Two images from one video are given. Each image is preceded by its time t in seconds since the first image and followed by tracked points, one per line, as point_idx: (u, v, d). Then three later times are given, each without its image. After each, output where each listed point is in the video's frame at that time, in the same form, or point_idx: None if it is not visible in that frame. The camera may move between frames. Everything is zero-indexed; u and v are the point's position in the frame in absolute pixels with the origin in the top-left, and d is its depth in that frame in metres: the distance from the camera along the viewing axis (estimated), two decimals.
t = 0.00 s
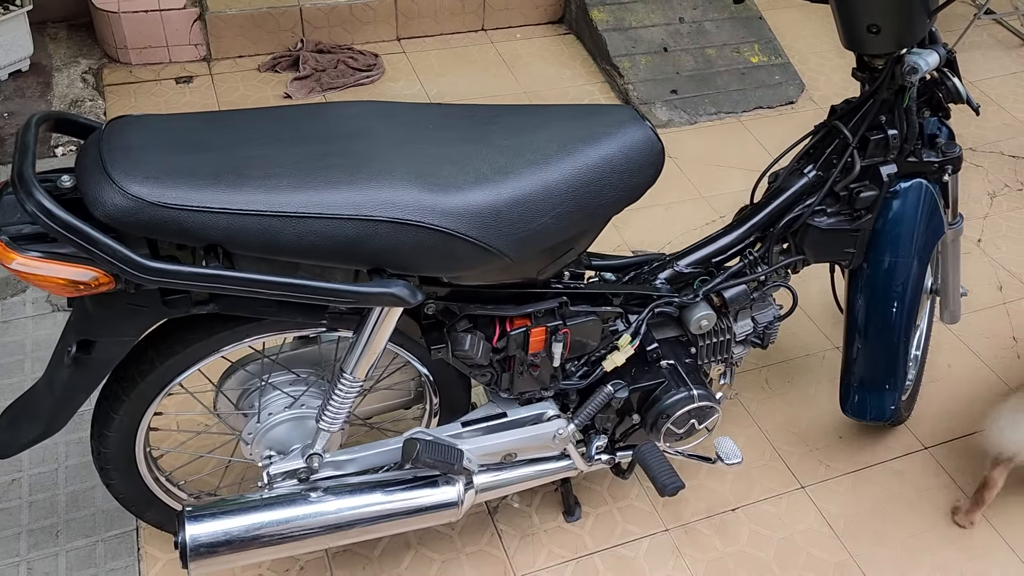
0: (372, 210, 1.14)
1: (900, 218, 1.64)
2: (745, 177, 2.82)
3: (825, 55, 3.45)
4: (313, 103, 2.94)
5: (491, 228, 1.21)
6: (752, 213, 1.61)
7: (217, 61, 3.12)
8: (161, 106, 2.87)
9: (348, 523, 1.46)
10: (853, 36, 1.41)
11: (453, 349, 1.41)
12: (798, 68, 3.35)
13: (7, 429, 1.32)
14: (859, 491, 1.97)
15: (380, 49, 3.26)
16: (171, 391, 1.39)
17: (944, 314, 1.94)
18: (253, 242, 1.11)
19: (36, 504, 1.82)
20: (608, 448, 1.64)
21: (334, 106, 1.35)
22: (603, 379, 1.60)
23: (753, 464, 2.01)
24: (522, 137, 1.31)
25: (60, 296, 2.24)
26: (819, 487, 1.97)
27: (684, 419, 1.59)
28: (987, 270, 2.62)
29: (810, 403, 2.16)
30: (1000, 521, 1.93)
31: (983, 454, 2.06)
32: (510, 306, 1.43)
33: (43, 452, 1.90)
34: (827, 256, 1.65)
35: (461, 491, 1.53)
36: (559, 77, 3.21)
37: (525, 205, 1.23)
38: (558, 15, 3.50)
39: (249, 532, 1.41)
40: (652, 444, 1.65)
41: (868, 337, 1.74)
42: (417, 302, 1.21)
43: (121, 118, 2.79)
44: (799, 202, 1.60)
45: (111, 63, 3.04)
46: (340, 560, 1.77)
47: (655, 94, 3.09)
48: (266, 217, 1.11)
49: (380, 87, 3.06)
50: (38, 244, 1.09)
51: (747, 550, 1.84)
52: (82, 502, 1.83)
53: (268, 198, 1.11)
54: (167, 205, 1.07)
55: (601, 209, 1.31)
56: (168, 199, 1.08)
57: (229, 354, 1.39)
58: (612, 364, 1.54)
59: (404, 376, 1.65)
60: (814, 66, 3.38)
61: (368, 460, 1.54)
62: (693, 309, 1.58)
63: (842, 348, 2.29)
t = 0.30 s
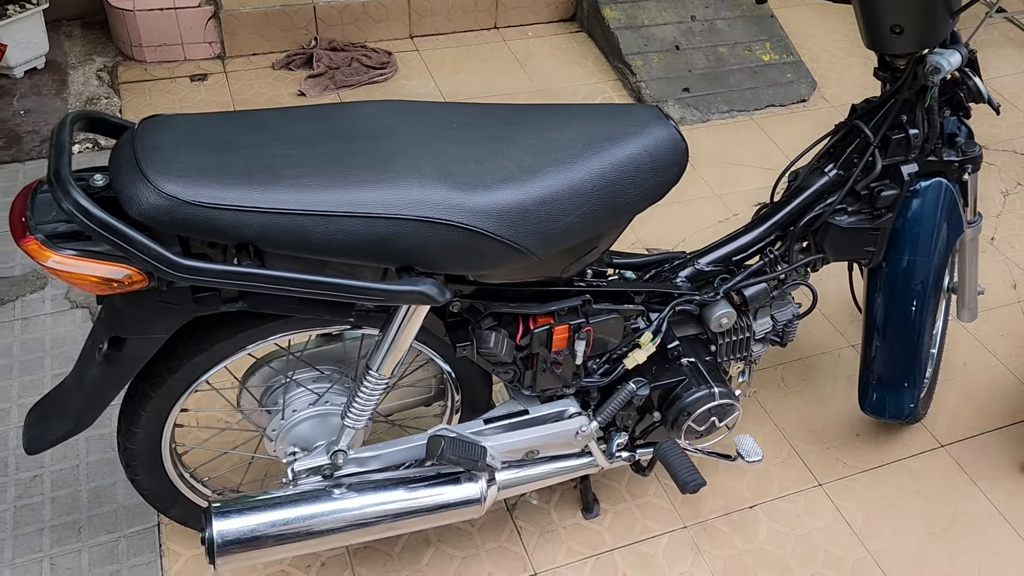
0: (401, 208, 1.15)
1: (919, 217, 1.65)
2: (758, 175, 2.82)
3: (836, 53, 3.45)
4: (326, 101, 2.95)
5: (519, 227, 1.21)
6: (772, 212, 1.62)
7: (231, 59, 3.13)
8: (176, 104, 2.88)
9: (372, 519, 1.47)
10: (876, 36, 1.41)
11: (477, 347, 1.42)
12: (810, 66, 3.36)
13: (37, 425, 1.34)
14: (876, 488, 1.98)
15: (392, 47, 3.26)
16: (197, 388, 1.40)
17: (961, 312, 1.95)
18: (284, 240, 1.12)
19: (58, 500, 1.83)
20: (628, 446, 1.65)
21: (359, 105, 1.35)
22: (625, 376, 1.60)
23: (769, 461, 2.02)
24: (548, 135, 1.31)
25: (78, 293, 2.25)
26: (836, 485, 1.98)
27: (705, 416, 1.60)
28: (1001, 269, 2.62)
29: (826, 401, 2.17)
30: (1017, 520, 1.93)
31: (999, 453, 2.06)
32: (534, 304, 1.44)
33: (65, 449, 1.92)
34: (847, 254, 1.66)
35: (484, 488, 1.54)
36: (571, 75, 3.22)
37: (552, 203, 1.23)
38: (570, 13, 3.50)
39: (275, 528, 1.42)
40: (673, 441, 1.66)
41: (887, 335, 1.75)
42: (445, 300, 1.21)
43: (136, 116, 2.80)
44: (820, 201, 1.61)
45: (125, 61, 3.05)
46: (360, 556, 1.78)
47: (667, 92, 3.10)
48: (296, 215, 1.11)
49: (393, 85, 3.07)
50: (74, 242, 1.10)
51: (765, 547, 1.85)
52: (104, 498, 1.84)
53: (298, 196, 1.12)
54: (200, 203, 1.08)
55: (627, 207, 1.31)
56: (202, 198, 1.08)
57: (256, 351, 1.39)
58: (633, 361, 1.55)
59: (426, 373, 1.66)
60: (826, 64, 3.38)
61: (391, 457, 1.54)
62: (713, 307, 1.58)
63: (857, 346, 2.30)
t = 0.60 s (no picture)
0: (438, 205, 1.15)
1: (944, 213, 1.64)
2: (772, 172, 2.82)
3: (848, 49, 3.45)
4: (340, 98, 2.94)
5: (554, 224, 1.21)
6: (798, 209, 1.62)
7: (243, 56, 3.13)
8: (190, 101, 2.88)
9: (400, 516, 1.48)
10: (905, 32, 1.42)
11: (507, 344, 1.44)
12: (822, 62, 3.35)
13: (68, 423, 1.34)
14: (897, 484, 1.98)
15: (404, 44, 3.26)
16: (227, 386, 1.40)
17: (982, 308, 1.95)
18: (321, 238, 1.12)
19: (82, 498, 1.83)
20: (652, 442, 1.66)
21: (389, 102, 1.35)
22: (650, 373, 1.61)
23: (790, 457, 2.02)
24: (580, 132, 1.31)
25: (96, 291, 2.26)
26: (857, 481, 1.98)
27: (730, 413, 1.60)
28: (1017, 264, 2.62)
29: (845, 396, 2.17)
30: None
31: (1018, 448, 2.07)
32: (563, 302, 1.44)
33: (87, 446, 1.92)
34: (871, 250, 1.66)
35: (511, 484, 1.54)
36: (584, 72, 3.21)
37: (586, 201, 1.23)
38: (581, 10, 3.50)
39: (306, 525, 1.42)
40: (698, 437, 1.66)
41: (910, 331, 1.76)
42: (479, 298, 1.21)
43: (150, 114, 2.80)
44: (846, 197, 1.60)
45: (138, 59, 3.05)
46: (384, 553, 1.79)
47: (680, 89, 3.09)
48: (333, 213, 1.11)
49: (406, 82, 3.07)
50: (112, 240, 1.10)
51: (787, 543, 1.85)
52: (128, 495, 1.84)
53: (335, 194, 1.12)
54: (238, 201, 1.08)
55: (658, 204, 1.31)
56: (240, 196, 1.08)
57: (286, 348, 1.40)
58: (659, 358, 1.55)
59: (451, 370, 1.67)
60: (838, 60, 3.37)
61: (418, 454, 1.54)
62: (738, 304, 1.58)
63: (874, 342, 2.30)
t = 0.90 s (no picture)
0: (464, 201, 1.15)
1: (962, 208, 1.65)
2: (783, 167, 2.82)
3: (856, 44, 3.44)
4: (349, 94, 2.94)
5: (579, 220, 1.21)
6: (817, 204, 1.62)
7: (252, 52, 3.12)
8: (199, 97, 2.88)
9: (421, 511, 1.48)
10: (927, 25, 1.42)
11: (529, 339, 1.44)
12: (831, 57, 3.35)
13: (91, 419, 1.34)
14: (911, 478, 1.98)
15: (413, 40, 3.26)
16: (249, 383, 1.41)
17: (997, 301, 1.95)
18: (347, 233, 1.12)
19: (99, 494, 1.83)
20: (670, 437, 1.65)
21: (411, 97, 1.35)
22: (669, 368, 1.61)
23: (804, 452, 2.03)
24: (603, 127, 1.31)
25: (109, 288, 2.25)
26: (872, 475, 1.98)
27: (749, 408, 1.59)
28: None
29: (859, 391, 2.17)
30: None
31: None
32: (584, 297, 1.44)
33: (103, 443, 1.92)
34: (890, 245, 1.66)
35: (531, 479, 1.54)
36: (592, 67, 3.21)
37: (611, 196, 1.23)
38: (589, 5, 3.50)
39: (328, 520, 1.42)
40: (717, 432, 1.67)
41: (928, 326, 1.78)
42: (504, 293, 1.21)
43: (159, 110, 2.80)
44: (865, 191, 1.60)
45: (147, 55, 3.05)
46: (402, 549, 1.79)
47: (689, 84, 3.09)
48: (360, 208, 1.11)
49: (415, 77, 3.06)
50: (140, 237, 1.11)
51: (803, 537, 1.85)
52: (145, 491, 1.84)
53: (362, 190, 1.12)
54: (266, 197, 1.08)
55: (681, 199, 1.31)
56: (268, 191, 1.09)
57: (308, 345, 1.40)
58: (679, 353, 1.55)
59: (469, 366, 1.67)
60: (846, 55, 3.37)
61: (438, 449, 1.55)
62: (757, 298, 1.59)
63: (887, 336, 2.30)
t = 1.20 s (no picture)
0: (485, 195, 1.15)
1: (973, 202, 1.66)
2: (790, 162, 2.82)
3: (862, 40, 3.45)
4: (356, 91, 2.94)
5: (598, 214, 1.22)
6: (829, 198, 1.63)
7: (259, 49, 3.13)
8: (206, 94, 2.88)
9: (437, 505, 1.48)
10: (941, 20, 1.43)
11: (546, 333, 1.45)
12: (836, 53, 3.35)
13: (110, 414, 1.35)
14: (921, 472, 1.99)
15: (419, 37, 3.26)
16: (266, 378, 1.41)
17: (1006, 295, 1.96)
18: (369, 228, 1.13)
19: (113, 489, 1.84)
20: (683, 431, 1.66)
21: (429, 92, 1.35)
22: (683, 362, 1.62)
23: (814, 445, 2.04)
24: (620, 122, 1.32)
25: (120, 284, 2.26)
26: (881, 468, 1.99)
27: (762, 402, 1.60)
28: None
29: (868, 384, 2.18)
30: None
31: None
32: (599, 291, 1.45)
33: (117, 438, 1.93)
34: (902, 238, 1.67)
35: (546, 473, 1.55)
36: (598, 63, 3.22)
37: (629, 190, 1.24)
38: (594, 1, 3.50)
39: (346, 513, 1.43)
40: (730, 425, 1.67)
41: (939, 320, 1.79)
42: (524, 287, 1.22)
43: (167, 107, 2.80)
44: (878, 186, 1.61)
45: (154, 52, 3.05)
46: (416, 543, 1.80)
47: (695, 80, 3.10)
48: (382, 203, 1.12)
49: (421, 74, 3.06)
50: (162, 232, 1.11)
51: (814, 530, 1.86)
52: (158, 487, 1.85)
53: (383, 184, 1.13)
54: (289, 192, 1.09)
55: (697, 194, 1.31)
56: (291, 186, 1.09)
57: (324, 340, 1.40)
58: (692, 348, 1.56)
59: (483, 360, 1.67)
60: (852, 51, 3.38)
61: (453, 444, 1.55)
62: (770, 292, 1.59)
63: (895, 330, 2.31)
